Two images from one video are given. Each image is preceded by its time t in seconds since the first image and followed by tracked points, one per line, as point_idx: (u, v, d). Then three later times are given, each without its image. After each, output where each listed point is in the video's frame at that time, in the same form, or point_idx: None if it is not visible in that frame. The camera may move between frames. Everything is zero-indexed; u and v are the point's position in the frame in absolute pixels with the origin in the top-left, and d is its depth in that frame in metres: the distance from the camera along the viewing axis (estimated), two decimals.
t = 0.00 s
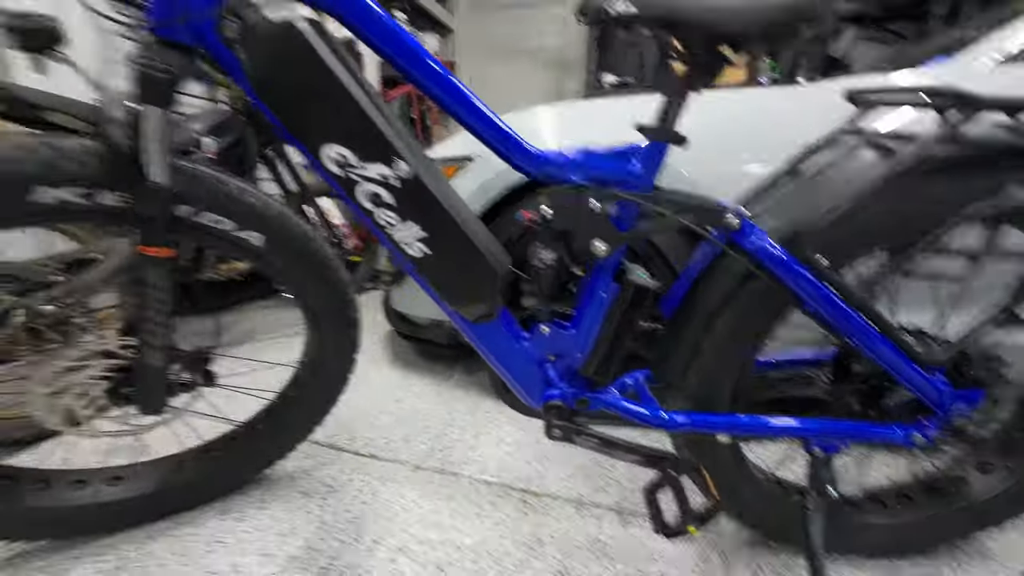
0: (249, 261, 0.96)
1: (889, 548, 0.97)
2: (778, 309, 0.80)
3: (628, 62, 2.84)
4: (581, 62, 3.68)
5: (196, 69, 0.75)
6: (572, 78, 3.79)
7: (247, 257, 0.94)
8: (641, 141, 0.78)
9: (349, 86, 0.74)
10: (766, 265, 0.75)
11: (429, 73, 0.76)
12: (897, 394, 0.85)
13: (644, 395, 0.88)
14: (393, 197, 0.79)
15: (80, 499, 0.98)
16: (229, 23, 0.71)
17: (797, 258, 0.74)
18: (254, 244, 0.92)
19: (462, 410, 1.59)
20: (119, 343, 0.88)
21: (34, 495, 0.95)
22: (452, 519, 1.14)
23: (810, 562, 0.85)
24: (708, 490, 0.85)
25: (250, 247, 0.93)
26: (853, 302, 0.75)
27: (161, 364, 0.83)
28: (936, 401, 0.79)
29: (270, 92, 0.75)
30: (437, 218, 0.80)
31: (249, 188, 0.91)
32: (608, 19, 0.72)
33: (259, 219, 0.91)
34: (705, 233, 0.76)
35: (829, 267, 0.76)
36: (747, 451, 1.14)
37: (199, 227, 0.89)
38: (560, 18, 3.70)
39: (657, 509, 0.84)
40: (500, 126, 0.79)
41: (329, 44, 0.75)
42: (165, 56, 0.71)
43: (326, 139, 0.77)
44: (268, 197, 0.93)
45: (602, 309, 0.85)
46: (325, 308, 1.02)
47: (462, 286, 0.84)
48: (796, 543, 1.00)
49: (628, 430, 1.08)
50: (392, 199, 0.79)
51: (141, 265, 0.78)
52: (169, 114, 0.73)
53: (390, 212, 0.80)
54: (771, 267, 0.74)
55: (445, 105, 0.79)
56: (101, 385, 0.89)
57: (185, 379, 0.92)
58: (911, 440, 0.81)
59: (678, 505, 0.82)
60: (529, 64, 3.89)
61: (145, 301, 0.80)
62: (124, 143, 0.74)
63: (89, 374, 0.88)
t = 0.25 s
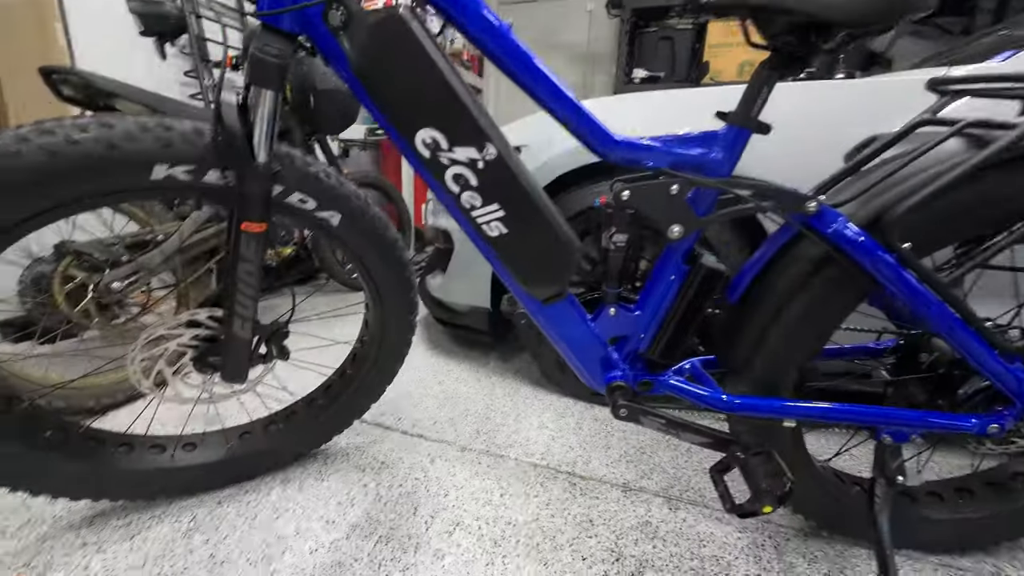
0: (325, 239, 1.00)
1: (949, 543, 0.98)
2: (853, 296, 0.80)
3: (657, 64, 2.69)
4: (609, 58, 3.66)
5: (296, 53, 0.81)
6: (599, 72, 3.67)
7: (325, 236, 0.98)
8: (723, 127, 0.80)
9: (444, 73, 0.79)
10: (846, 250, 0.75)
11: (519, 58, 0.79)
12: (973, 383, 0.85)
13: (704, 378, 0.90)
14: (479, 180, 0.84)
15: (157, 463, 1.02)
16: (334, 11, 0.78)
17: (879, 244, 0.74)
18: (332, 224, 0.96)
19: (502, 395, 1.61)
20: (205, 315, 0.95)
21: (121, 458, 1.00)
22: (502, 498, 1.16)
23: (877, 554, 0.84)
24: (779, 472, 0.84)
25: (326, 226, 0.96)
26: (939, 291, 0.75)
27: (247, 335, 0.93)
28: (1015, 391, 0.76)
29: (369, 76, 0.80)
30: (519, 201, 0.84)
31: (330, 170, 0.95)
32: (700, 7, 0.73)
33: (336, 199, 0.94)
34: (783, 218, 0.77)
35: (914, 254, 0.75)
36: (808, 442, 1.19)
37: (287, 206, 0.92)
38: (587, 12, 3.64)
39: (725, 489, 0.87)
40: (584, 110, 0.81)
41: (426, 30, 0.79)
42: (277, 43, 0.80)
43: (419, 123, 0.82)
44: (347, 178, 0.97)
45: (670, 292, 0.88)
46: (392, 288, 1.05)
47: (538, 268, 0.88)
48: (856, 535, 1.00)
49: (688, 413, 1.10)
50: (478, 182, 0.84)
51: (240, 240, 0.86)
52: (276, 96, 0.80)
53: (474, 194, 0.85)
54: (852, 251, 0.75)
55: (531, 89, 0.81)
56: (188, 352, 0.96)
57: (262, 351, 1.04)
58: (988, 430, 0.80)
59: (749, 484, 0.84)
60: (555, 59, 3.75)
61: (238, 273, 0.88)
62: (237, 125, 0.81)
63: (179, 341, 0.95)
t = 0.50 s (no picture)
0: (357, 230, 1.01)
1: (982, 547, 0.96)
2: (892, 293, 0.79)
3: (678, 61, 2.66)
4: (627, 55, 3.52)
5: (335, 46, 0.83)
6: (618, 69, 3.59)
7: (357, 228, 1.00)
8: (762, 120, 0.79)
9: (484, 64, 0.79)
10: (887, 245, 0.74)
11: (557, 49, 0.79)
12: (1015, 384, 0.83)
13: (732, 374, 0.90)
14: (514, 171, 0.84)
15: (193, 447, 1.05)
16: (375, 3, 0.79)
17: (921, 239, 0.73)
18: (366, 215, 0.97)
19: (523, 391, 1.62)
20: (243, 304, 0.97)
21: (161, 442, 1.02)
22: (526, 491, 1.16)
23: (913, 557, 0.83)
24: (813, 470, 0.84)
25: (359, 217, 0.97)
26: (981, 288, 0.74)
27: (283, 323, 0.94)
28: None
29: (408, 67, 0.81)
30: (553, 192, 0.84)
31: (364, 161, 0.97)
32: None
33: (370, 190, 0.96)
34: (822, 212, 0.76)
35: (958, 250, 0.74)
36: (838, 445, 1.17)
37: (323, 197, 0.93)
38: (607, 9, 3.50)
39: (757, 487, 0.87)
40: (620, 102, 0.81)
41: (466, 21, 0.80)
42: (319, 35, 0.81)
43: (457, 114, 0.83)
44: (381, 170, 0.98)
45: (702, 287, 0.88)
46: (421, 279, 1.06)
47: (570, 260, 0.88)
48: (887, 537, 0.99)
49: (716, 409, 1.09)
50: (512, 173, 0.85)
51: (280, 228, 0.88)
52: (320, 87, 0.82)
53: (509, 185, 0.86)
54: (893, 245, 0.74)
55: (568, 80, 0.81)
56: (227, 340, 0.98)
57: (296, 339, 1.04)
58: None
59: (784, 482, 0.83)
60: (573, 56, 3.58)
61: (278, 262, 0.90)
62: (283, 116, 0.83)
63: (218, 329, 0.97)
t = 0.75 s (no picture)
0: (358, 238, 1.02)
1: (990, 561, 0.95)
2: (894, 303, 0.77)
3: (684, 63, 2.64)
4: (633, 57, 3.48)
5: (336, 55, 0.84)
6: (626, 74, 3.53)
7: (357, 235, 1.00)
8: (761, 128, 0.78)
9: (481, 74, 0.80)
10: (889, 254, 0.73)
11: (554, 58, 0.79)
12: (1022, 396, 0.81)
13: (733, 384, 0.89)
14: (511, 180, 0.85)
15: (195, 452, 1.06)
16: (373, 14, 0.80)
17: (924, 247, 0.72)
18: (366, 223, 0.98)
19: (525, 396, 1.61)
20: (244, 311, 0.98)
21: (163, 446, 1.03)
22: (526, 498, 1.16)
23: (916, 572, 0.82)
24: (814, 484, 0.83)
25: (359, 225, 0.98)
26: (986, 297, 0.72)
27: (283, 330, 0.95)
28: None
29: (405, 76, 0.82)
30: (551, 201, 0.84)
31: (364, 169, 0.97)
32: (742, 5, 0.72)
33: (369, 198, 0.96)
34: (822, 221, 0.75)
35: (962, 259, 0.73)
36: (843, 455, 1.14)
37: (323, 205, 0.94)
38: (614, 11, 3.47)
39: (755, 498, 0.86)
40: (618, 110, 0.81)
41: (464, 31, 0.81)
42: (319, 46, 0.82)
43: (454, 124, 0.83)
44: (381, 179, 0.99)
45: (701, 295, 0.87)
46: (421, 286, 1.07)
47: (568, 269, 0.88)
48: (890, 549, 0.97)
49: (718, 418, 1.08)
50: (510, 182, 0.85)
51: (279, 236, 0.88)
52: (319, 97, 0.83)
53: (506, 194, 0.86)
54: (894, 255, 0.73)
55: (565, 89, 0.82)
56: (227, 347, 0.99)
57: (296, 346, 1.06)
58: None
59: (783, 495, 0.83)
60: (582, 57, 3.60)
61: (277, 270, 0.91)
62: (281, 125, 0.83)
63: (220, 336, 0.98)
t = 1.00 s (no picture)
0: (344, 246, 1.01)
1: (982, 562, 0.95)
2: (882, 307, 0.77)
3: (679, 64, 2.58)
4: (627, 58, 3.45)
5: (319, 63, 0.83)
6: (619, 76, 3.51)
7: (343, 243, 1.00)
8: (745, 132, 0.78)
9: (464, 81, 0.80)
10: (875, 259, 0.73)
11: (538, 64, 0.79)
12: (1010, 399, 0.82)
13: (724, 389, 0.88)
14: (496, 188, 0.84)
15: (182, 465, 1.04)
16: (355, 22, 0.79)
17: (909, 251, 0.72)
18: (352, 231, 0.97)
19: (518, 400, 1.60)
20: (228, 321, 0.99)
21: (148, 459, 1.02)
22: (518, 506, 1.15)
23: None
24: (804, 490, 0.82)
25: (346, 233, 0.98)
26: (972, 301, 0.72)
27: (268, 341, 0.95)
28: None
29: (387, 84, 0.82)
30: (537, 209, 0.84)
31: (348, 177, 0.97)
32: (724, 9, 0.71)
33: (355, 207, 0.96)
34: (808, 225, 0.75)
35: (947, 263, 0.74)
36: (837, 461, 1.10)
37: (307, 214, 0.94)
38: (608, 12, 3.40)
39: (745, 505, 0.86)
40: (603, 116, 0.80)
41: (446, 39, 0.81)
42: (302, 54, 0.81)
43: (438, 132, 0.83)
44: (366, 187, 0.98)
45: (690, 300, 0.86)
46: (409, 293, 1.06)
47: (555, 276, 0.88)
48: (882, 553, 0.97)
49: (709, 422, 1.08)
50: (495, 190, 0.85)
51: (263, 246, 0.88)
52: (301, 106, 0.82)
53: (492, 202, 0.86)
54: (881, 259, 0.73)
55: (549, 96, 0.81)
56: (212, 357, 0.99)
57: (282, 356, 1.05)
58: None
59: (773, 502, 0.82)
60: (570, 59, 3.41)
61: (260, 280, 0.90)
62: (262, 135, 0.84)
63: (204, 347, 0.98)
